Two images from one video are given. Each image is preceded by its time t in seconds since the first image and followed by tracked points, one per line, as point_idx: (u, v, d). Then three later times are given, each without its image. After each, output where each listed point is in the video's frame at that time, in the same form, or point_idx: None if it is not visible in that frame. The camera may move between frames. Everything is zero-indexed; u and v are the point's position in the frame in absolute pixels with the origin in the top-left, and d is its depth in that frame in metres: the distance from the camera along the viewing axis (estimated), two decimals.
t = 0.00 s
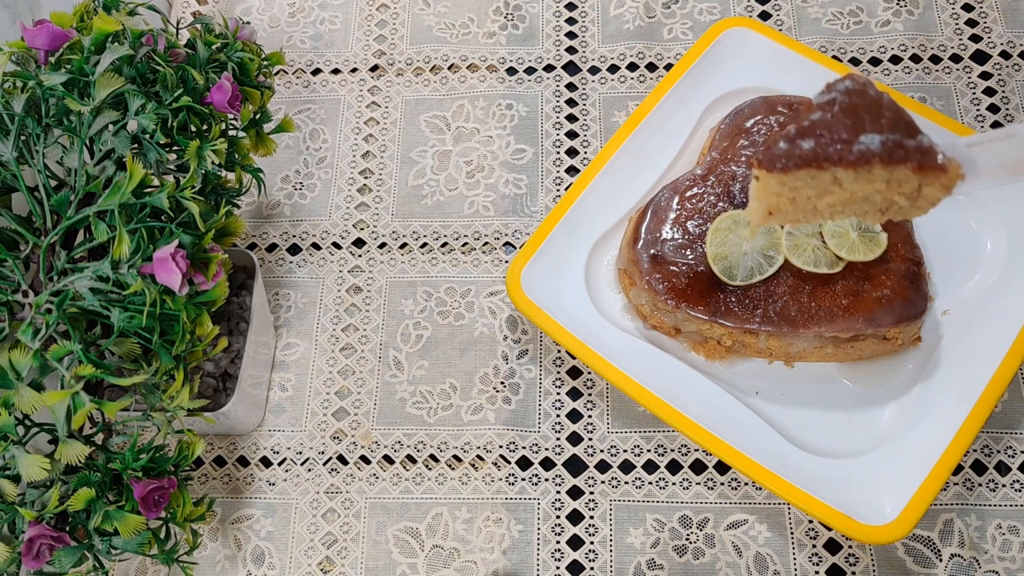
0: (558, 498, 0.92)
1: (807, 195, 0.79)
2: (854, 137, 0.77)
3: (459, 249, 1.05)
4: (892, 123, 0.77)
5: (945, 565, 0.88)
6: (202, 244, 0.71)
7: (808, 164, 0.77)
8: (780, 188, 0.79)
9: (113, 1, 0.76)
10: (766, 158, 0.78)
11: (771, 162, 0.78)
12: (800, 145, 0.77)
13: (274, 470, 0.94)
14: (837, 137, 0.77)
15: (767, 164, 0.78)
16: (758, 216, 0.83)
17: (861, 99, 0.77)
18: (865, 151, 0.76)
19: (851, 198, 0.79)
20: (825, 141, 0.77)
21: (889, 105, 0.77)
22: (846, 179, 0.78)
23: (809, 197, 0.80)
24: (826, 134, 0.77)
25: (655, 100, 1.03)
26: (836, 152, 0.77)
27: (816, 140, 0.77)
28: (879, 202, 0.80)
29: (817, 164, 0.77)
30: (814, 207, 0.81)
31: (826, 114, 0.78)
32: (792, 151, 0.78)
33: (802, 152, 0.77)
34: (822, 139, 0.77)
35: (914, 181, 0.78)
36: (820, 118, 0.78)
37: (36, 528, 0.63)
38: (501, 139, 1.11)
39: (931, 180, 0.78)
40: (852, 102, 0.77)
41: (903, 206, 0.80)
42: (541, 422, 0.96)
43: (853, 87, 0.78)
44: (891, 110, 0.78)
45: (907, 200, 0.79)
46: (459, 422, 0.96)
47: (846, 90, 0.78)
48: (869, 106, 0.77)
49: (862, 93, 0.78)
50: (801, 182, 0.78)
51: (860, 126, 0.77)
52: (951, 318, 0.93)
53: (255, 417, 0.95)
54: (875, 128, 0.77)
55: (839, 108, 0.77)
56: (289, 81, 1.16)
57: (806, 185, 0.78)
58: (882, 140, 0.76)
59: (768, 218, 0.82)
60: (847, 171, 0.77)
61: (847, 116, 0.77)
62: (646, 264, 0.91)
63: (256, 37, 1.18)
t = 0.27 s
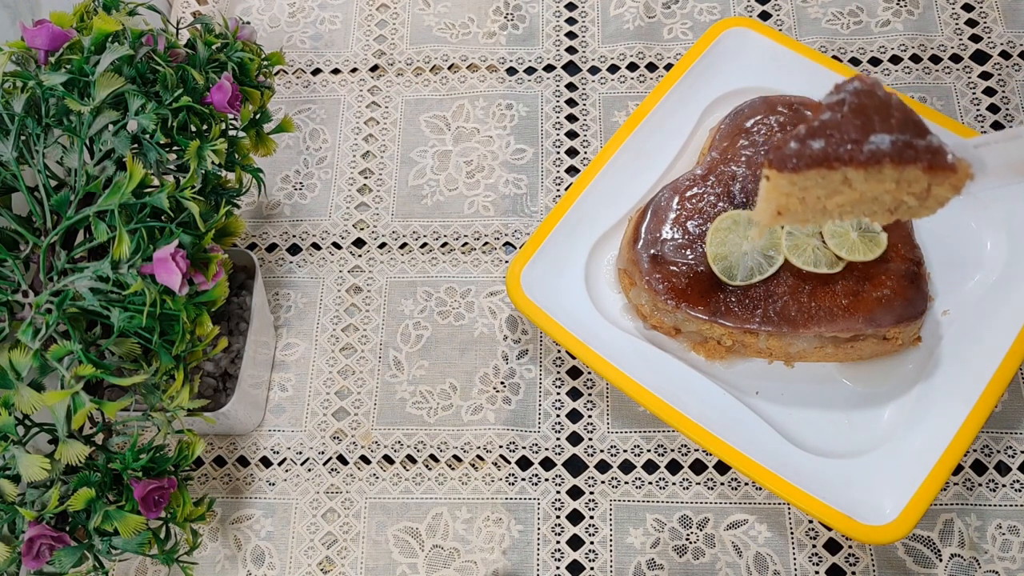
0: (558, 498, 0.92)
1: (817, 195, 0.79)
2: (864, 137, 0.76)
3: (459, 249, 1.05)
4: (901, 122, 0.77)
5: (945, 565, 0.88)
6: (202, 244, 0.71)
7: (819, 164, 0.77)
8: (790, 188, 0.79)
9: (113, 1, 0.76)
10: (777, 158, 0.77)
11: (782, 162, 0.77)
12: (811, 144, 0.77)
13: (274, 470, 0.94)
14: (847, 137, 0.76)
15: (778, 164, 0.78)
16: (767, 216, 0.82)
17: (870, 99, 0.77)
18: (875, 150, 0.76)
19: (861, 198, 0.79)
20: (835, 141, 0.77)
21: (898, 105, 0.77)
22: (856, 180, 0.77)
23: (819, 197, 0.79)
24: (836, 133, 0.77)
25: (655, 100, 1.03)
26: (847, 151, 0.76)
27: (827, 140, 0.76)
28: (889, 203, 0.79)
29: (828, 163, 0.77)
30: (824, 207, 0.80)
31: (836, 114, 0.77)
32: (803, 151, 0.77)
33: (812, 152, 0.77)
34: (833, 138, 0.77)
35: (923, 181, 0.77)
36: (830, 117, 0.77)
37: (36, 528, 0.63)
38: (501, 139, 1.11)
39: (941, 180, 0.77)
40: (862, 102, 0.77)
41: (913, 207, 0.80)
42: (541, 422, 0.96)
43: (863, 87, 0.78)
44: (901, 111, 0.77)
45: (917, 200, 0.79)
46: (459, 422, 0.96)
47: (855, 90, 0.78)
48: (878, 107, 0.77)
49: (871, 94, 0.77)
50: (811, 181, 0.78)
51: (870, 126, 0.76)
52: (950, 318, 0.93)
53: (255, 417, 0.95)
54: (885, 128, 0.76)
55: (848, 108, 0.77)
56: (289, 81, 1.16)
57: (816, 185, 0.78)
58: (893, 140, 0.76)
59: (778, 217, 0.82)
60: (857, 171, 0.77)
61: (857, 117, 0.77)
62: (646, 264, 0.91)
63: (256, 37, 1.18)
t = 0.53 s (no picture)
0: (558, 498, 0.92)
1: (847, 177, 0.75)
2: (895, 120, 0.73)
3: (459, 249, 1.05)
4: (932, 105, 0.73)
5: (945, 565, 0.88)
6: (202, 244, 0.71)
7: (850, 145, 0.73)
8: (822, 170, 0.75)
9: (113, 1, 0.76)
10: (808, 140, 0.74)
11: (813, 143, 0.74)
12: (842, 127, 0.73)
13: (274, 470, 0.94)
14: (878, 120, 0.73)
15: (809, 147, 0.74)
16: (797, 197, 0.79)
17: (902, 83, 0.73)
18: (908, 132, 0.72)
19: (891, 181, 0.76)
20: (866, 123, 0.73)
21: (930, 89, 0.73)
22: (887, 163, 0.74)
23: (849, 180, 0.76)
24: (867, 116, 0.73)
25: (655, 100, 1.03)
26: (878, 133, 0.72)
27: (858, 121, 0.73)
28: (919, 186, 0.76)
29: (859, 145, 0.73)
30: (855, 189, 0.77)
31: (865, 99, 0.74)
32: (834, 134, 0.73)
33: (844, 134, 0.73)
34: (865, 121, 0.73)
35: (955, 164, 0.74)
36: (861, 101, 0.74)
37: (36, 528, 0.63)
38: (501, 139, 1.11)
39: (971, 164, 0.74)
40: (894, 85, 0.73)
41: (942, 189, 0.76)
42: (541, 422, 0.96)
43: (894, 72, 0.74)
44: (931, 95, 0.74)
45: (948, 181, 0.75)
46: (459, 421, 0.96)
47: (887, 75, 0.74)
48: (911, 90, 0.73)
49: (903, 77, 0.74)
50: (842, 164, 0.74)
51: (902, 108, 0.73)
52: (951, 318, 0.93)
53: (255, 416, 0.95)
54: (917, 111, 0.73)
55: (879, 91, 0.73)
56: (289, 81, 1.16)
57: (847, 168, 0.75)
58: (925, 122, 0.72)
59: (808, 201, 0.79)
60: (888, 153, 0.73)
61: (889, 100, 0.73)
62: (646, 264, 0.91)
63: (256, 37, 1.18)
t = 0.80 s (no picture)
0: (558, 498, 0.92)
1: (846, 177, 0.70)
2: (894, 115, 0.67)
3: (459, 249, 1.05)
4: (932, 105, 0.68)
5: (945, 565, 0.88)
6: (202, 244, 0.71)
7: (848, 139, 0.68)
8: (820, 168, 0.70)
9: (113, 1, 0.76)
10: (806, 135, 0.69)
11: (811, 139, 0.69)
12: (839, 121, 0.68)
13: (274, 470, 0.94)
14: (877, 114, 0.67)
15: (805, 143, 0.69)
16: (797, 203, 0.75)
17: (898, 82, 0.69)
18: (909, 125, 0.66)
19: (895, 182, 0.69)
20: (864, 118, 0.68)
21: (929, 91, 0.69)
22: (888, 158, 0.67)
23: (850, 180, 0.70)
24: (865, 113, 0.67)
25: (655, 100, 1.03)
26: (877, 127, 0.67)
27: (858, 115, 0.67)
28: (922, 188, 0.69)
29: (858, 139, 0.67)
30: (855, 192, 0.71)
31: (863, 95, 0.69)
32: (831, 127, 0.68)
33: (841, 128, 0.68)
34: (865, 116, 0.67)
35: (957, 161, 0.67)
36: (859, 99, 0.68)
37: (36, 528, 0.63)
38: (501, 139, 1.11)
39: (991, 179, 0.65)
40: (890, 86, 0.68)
41: (946, 190, 0.69)
42: (541, 422, 0.96)
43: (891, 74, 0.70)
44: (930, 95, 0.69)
45: (951, 181, 0.69)
46: (459, 421, 0.96)
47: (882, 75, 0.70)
48: (908, 90, 0.68)
49: (901, 80, 0.69)
50: (840, 160, 0.69)
51: (899, 105, 0.67)
52: (950, 318, 0.93)
53: (255, 416, 0.95)
54: (915, 107, 0.67)
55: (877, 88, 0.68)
56: (289, 81, 1.16)
57: (846, 165, 0.69)
58: (924, 117, 0.67)
59: (808, 203, 0.73)
60: (887, 147, 0.67)
61: (886, 97, 0.68)
62: (646, 263, 0.91)
63: (256, 38, 1.18)
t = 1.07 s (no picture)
0: (558, 498, 0.92)
1: (863, 182, 0.69)
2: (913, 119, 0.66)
3: (459, 249, 1.05)
4: (948, 105, 0.66)
5: (945, 565, 0.88)
6: (202, 244, 0.71)
7: (867, 148, 0.66)
8: (837, 176, 0.69)
9: (113, 1, 0.76)
10: (825, 143, 0.67)
11: (827, 149, 0.68)
12: (859, 127, 0.66)
13: (274, 470, 0.94)
14: (896, 120, 0.65)
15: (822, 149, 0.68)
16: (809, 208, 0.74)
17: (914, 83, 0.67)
18: (928, 131, 0.65)
19: (910, 185, 0.69)
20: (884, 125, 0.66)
21: (942, 90, 0.67)
22: (906, 164, 0.67)
23: (866, 183, 0.69)
24: (883, 118, 0.66)
25: (655, 100, 1.03)
26: (898, 134, 0.65)
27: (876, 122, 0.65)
28: (936, 188, 0.69)
29: (877, 147, 0.66)
30: (870, 195, 0.71)
31: (879, 99, 0.67)
32: (851, 134, 0.66)
33: (860, 136, 0.66)
34: (885, 121, 0.66)
35: (973, 163, 0.67)
36: (875, 102, 0.66)
37: (36, 528, 0.63)
38: (501, 139, 1.11)
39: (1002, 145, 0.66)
40: (905, 86, 0.67)
41: (961, 189, 0.69)
42: (541, 422, 0.96)
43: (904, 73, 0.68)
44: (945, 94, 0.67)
45: (967, 180, 0.68)
46: (459, 421, 0.96)
47: (896, 75, 0.67)
48: (923, 90, 0.67)
49: (914, 79, 0.67)
50: (858, 168, 0.68)
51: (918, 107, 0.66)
52: (950, 318, 0.93)
53: (255, 416, 0.95)
54: (933, 110, 0.66)
55: (892, 90, 0.66)
56: (289, 81, 1.16)
57: (863, 171, 0.68)
58: (942, 121, 0.65)
59: (820, 209, 0.73)
60: (907, 154, 0.66)
61: (902, 99, 0.66)
62: (646, 263, 0.91)
63: (256, 38, 1.18)
